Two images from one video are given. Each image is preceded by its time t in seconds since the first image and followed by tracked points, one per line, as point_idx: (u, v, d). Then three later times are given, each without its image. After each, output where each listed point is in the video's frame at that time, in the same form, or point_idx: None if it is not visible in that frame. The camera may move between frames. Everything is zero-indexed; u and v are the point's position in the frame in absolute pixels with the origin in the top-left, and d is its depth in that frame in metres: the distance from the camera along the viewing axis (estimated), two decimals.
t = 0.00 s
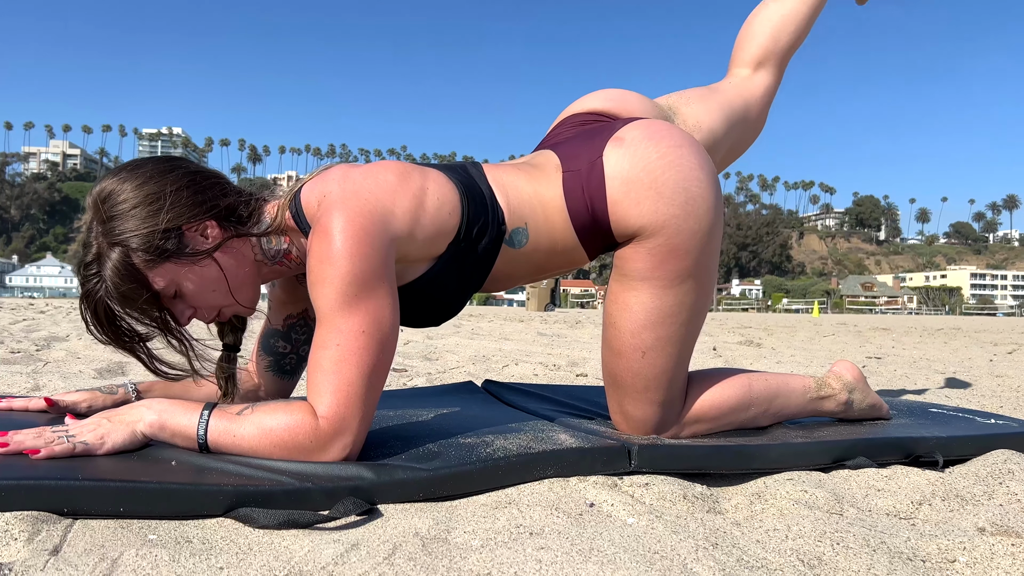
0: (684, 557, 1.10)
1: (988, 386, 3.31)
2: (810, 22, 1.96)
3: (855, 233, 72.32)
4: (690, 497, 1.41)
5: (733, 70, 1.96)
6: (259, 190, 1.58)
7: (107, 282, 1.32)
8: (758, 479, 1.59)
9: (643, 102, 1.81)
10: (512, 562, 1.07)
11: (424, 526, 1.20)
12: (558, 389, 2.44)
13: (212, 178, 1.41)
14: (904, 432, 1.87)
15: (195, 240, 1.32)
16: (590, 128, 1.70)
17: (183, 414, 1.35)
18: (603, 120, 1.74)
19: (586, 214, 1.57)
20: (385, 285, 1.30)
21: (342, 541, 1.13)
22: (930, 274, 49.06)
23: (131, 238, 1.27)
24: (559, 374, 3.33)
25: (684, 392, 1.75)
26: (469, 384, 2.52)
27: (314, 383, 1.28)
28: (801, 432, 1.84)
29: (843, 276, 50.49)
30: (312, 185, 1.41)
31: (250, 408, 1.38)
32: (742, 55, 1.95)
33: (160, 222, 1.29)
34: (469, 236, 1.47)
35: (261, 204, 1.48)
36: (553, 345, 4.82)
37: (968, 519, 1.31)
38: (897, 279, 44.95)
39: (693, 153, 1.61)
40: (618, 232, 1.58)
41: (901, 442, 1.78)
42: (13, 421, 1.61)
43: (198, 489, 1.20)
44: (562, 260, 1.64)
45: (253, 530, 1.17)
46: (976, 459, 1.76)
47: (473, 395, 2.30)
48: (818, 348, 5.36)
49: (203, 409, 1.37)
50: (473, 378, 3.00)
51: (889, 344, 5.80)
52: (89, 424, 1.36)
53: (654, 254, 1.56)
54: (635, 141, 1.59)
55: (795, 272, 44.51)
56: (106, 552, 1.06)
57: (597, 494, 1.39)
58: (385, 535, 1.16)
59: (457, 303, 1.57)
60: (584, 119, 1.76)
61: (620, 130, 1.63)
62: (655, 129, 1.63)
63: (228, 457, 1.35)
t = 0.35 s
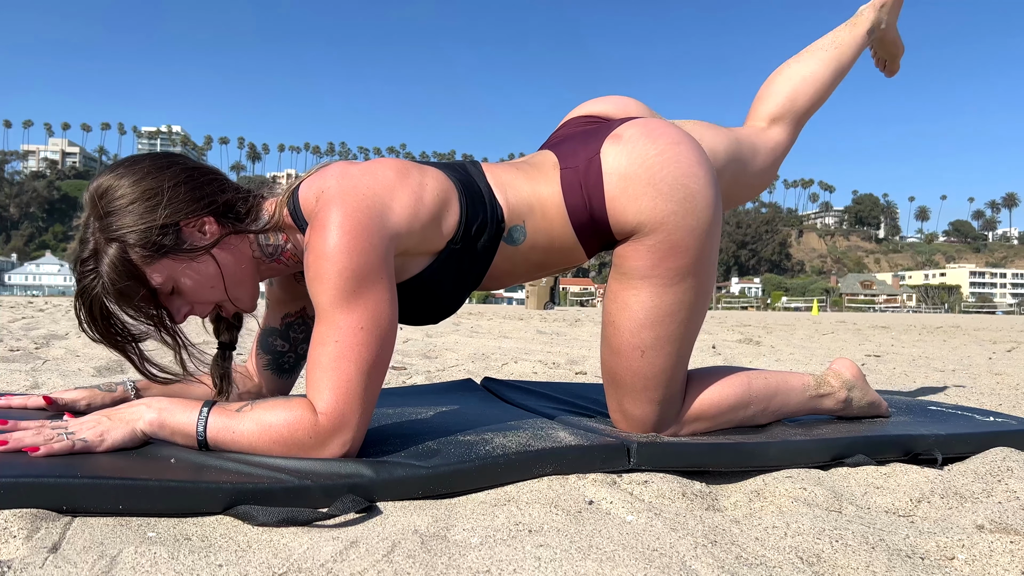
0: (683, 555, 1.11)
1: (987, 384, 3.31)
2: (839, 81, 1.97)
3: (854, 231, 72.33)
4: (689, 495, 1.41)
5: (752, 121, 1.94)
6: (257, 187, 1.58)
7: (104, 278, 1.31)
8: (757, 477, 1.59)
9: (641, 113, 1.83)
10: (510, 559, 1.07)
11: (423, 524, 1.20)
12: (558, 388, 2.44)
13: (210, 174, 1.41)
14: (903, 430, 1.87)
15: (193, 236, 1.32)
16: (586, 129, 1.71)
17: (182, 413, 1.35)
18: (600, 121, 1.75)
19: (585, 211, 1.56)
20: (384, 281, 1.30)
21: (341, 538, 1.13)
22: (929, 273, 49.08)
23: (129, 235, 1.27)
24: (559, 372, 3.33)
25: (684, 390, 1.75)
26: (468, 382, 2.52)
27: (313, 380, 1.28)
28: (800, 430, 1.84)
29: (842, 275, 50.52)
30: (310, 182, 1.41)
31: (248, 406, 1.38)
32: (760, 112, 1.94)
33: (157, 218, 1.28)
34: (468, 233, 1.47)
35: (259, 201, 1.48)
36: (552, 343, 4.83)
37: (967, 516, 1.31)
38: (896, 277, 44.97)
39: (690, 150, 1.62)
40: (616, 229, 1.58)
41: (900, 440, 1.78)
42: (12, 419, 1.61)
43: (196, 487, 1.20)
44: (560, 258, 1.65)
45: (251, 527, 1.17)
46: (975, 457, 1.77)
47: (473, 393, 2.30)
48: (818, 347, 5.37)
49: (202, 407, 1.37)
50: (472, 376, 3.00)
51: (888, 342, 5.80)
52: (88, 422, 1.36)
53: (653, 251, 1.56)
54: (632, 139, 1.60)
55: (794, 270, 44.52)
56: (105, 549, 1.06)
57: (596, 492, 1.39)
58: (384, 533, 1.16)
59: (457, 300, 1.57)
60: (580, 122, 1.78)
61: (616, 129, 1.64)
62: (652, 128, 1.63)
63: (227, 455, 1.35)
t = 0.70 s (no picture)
0: (682, 553, 1.11)
1: (986, 382, 3.31)
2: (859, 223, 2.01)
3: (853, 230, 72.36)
4: (688, 493, 1.41)
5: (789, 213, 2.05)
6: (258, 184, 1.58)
7: (103, 269, 1.31)
8: (756, 475, 1.59)
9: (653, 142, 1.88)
10: (509, 558, 1.07)
11: (422, 522, 1.20)
12: (556, 386, 2.44)
13: (209, 167, 1.41)
14: (902, 428, 1.87)
15: (193, 225, 1.32)
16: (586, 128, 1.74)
17: (182, 411, 1.35)
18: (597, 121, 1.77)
19: (584, 200, 1.57)
20: (383, 280, 1.30)
21: (340, 537, 1.13)
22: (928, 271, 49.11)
23: (128, 223, 1.27)
24: (558, 370, 3.34)
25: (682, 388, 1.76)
26: (467, 381, 2.52)
27: (312, 379, 1.28)
28: (799, 428, 1.84)
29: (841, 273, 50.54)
30: (309, 180, 1.42)
31: (248, 405, 1.38)
32: (797, 210, 2.03)
33: (157, 206, 1.29)
34: (468, 229, 1.47)
35: (259, 196, 1.49)
36: (551, 341, 4.83)
37: (965, 514, 1.32)
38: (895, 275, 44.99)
39: (688, 146, 1.64)
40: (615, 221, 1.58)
41: (899, 438, 1.78)
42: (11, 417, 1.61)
43: (195, 485, 1.20)
44: (559, 256, 1.65)
45: (250, 525, 1.17)
46: (973, 455, 1.77)
47: (472, 392, 2.30)
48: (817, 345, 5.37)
49: (201, 406, 1.37)
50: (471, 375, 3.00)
51: (887, 341, 5.81)
52: (87, 420, 1.36)
53: (651, 248, 1.56)
54: (631, 132, 1.63)
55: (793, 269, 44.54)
56: (104, 547, 1.06)
57: (595, 490, 1.39)
58: (383, 531, 1.16)
59: (455, 299, 1.57)
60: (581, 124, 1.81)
61: (616, 125, 1.67)
62: (651, 124, 1.66)
63: (226, 453, 1.35)
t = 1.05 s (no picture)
0: (681, 552, 1.11)
1: (985, 381, 3.32)
2: (900, 263, 1.84)
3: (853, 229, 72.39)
4: (688, 492, 1.41)
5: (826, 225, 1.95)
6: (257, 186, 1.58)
7: (118, 262, 1.29)
8: (755, 474, 1.59)
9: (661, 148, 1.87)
10: (509, 556, 1.07)
11: (421, 521, 1.20)
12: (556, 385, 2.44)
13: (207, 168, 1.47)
14: (901, 427, 1.87)
15: (204, 211, 1.35)
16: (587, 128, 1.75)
17: (180, 410, 1.35)
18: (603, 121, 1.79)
19: (575, 196, 1.58)
20: (384, 280, 1.30)
21: (340, 535, 1.13)
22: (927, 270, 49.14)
23: (144, 207, 1.29)
24: (557, 370, 3.33)
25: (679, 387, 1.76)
26: (467, 380, 2.52)
27: (312, 378, 1.28)
28: (798, 427, 1.84)
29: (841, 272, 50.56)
30: (311, 181, 1.42)
31: (247, 404, 1.38)
32: (843, 224, 1.89)
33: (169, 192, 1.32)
34: (468, 225, 1.47)
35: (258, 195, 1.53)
36: (550, 340, 4.83)
37: (965, 513, 1.32)
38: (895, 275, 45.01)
39: (685, 145, 1.64)
40: (607, 219, 1.59)
41: (898, 438, 1.78)
42: (11, 416, 1.60)
43: (194, 484, 1.20)
44: (555, 252, 1.65)
45: (250, 524, 1.17)
46: (973, 454, 1.77)
47: (471, 391, 2.30)
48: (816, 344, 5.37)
49: (200, 405, 1.37)
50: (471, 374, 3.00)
51: (887, 340, 5.81)
52: (87, 419, 1.36)
53: (647, 248, 1.56)
54: (626, 130, 1.64)
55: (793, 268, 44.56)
56: (104, 546, 1.06)
57: (594, 489, 1.39)
58: (382, 530, 1.16)
59: (454, 298, 1.57)
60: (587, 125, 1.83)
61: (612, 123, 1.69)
62: (648, 121, 1.67)
63: (226, 453, 1.35)
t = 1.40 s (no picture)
0: (681, 550, 1.11)
1: (984, 380, 3.32)
2: (907, 264, 1.84)
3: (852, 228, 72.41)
4: (687, 491, 1.41)
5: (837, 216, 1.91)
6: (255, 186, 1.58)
7: (122, 269, 1.29)
8: (754, 472, 1.59)
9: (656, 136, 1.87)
10: (509, 554, 1.07)
11: (420, 519, 1.20)
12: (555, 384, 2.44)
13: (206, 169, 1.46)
14: (900, 426, 1.88)
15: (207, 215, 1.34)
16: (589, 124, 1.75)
17: (179, 409, 1.35)
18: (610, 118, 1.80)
19: (574, 192, 1.58)
20: (384, 279, 1.30)
21: (339, 534, 1.13)
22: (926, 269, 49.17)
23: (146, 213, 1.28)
24: (557, 368, 3.33)
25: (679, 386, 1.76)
26: (466, 378, 2.52)
27: (312, 375, 1.27)
28: (797, 426, 1.84)
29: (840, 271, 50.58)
30: (311, 179, 1.42)
31: (246, 402, 1.38)
32: (853, 216, 1.87)
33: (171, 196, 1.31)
34: (468, 221, 1.47)
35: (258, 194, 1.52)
36: (549, 339, 4.83)
37: (963, 512, 1.32)
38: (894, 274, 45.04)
39: (688, 147, 1.63)
40: (605, 218, 1.59)
41: (897, 436, 1.79)
42: (9, 415, 1.60)
43: (194, 483, 1.20)
44: (554, 247, 1.65)
45: (249, 522, 1.17)
46: (971, 452, 1.77)
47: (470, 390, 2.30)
48: (815, 343, 5.37)
49: (200, 402, 1.37)
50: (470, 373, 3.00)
51: (886, 339, 5.81)
52: (85, 418, 1.36)
53: (647, 248, 1.56)
54: (627, 129, 1.64)
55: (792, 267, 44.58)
56: (103, 545, 1.06)
57: (593, 487, 1.39)
58: (382, 528, 1.16)
59: (450, 296, 1.57)
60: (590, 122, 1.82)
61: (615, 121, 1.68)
62: (650, 121, 1.67)
63: (224, 451, 1.35)
